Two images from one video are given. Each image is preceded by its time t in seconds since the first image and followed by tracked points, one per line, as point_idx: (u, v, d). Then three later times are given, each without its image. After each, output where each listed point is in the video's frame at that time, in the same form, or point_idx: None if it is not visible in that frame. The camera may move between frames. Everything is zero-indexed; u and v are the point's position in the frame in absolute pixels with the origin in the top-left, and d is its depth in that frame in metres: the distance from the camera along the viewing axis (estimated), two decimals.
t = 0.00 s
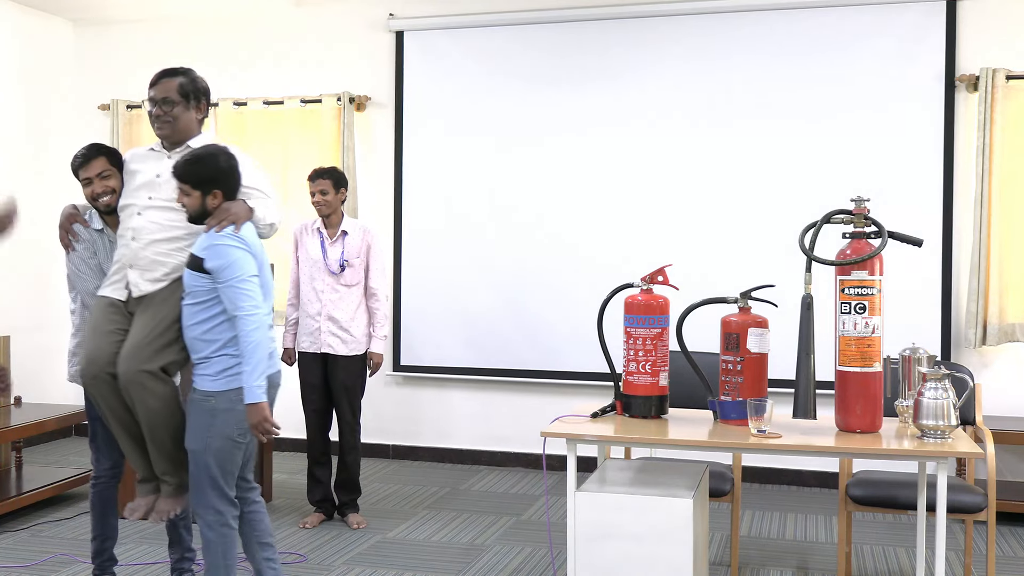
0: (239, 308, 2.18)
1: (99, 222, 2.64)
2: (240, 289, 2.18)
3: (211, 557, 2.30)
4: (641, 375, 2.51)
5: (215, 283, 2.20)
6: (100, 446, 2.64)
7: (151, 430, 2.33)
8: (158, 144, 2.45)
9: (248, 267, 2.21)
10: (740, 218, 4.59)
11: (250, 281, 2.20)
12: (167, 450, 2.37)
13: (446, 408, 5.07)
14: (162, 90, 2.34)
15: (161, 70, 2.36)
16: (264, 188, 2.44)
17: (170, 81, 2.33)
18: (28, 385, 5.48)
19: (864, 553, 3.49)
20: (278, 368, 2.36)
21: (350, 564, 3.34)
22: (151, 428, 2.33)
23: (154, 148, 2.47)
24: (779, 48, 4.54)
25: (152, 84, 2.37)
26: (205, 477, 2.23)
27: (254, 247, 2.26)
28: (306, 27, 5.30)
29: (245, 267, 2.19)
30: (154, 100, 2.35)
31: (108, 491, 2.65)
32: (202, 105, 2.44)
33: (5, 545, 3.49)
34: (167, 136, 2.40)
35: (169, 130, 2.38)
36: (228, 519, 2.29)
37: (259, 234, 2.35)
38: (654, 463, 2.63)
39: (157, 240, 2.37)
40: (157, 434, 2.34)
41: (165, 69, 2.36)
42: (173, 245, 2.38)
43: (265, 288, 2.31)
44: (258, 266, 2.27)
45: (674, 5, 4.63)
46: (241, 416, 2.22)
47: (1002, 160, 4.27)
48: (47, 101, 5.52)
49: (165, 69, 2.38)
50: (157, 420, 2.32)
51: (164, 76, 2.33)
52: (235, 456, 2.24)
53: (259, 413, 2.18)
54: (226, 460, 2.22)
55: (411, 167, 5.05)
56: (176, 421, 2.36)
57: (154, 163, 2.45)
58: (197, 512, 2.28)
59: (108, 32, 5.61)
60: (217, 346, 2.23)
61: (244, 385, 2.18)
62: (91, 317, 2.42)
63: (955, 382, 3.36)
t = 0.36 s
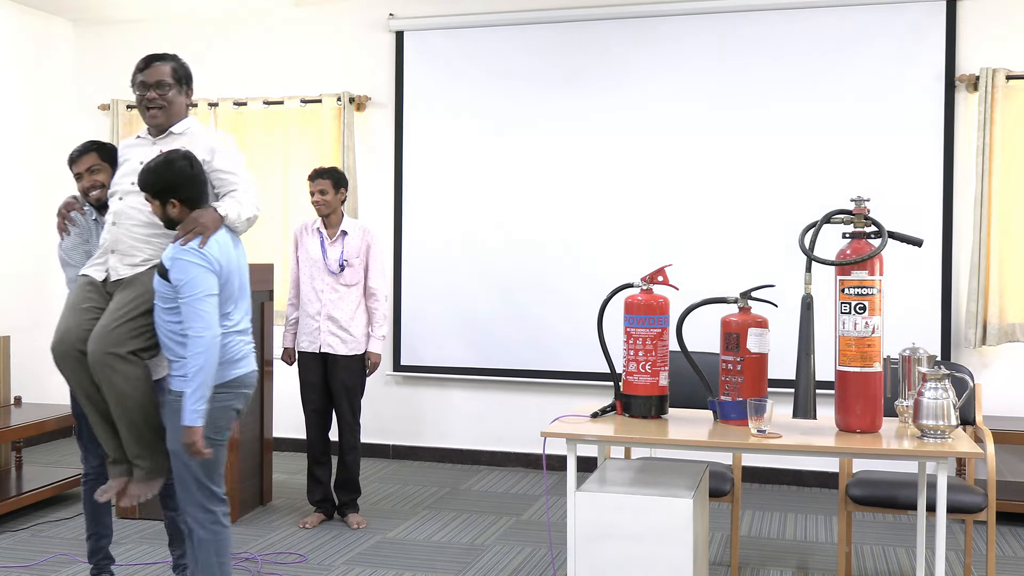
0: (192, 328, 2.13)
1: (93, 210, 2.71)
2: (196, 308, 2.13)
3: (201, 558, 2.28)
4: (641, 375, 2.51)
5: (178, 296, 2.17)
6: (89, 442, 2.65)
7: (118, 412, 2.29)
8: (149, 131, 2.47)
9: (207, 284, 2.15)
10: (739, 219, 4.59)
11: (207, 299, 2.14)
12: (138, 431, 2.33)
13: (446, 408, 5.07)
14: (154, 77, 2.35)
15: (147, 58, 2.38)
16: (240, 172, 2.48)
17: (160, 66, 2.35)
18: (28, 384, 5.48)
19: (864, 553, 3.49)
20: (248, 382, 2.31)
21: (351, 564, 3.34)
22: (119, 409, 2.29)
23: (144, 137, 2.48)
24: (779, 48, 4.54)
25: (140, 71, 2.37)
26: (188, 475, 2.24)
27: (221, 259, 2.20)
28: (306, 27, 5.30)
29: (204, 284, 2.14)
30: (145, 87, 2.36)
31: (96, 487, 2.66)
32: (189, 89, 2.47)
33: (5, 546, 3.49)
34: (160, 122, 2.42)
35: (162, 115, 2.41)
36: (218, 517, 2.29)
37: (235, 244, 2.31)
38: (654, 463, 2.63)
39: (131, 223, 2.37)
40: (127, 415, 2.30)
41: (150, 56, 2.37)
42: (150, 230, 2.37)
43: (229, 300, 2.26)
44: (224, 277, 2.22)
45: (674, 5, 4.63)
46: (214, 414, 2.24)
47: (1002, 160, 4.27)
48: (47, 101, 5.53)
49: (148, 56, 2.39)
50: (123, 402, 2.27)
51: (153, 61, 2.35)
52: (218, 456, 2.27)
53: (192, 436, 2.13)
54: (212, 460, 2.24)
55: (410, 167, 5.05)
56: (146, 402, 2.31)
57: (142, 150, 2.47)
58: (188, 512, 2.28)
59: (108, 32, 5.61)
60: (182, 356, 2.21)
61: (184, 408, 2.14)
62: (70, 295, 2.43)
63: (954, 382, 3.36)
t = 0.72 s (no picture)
0: (170, 330, 2.13)
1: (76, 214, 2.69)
2: (174, 309, 2.13)
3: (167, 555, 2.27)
4: (641, 375, 2.51)
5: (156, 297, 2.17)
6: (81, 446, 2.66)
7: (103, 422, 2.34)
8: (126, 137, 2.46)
9: (185, 285, 2.16)
10: (739, 219, 4.59)
11: (185, 300, 2.15)
12: (123, 440, 2.38)
13: (445, 408, 5.07)
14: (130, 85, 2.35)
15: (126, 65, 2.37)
16: (222, 184, 2.47)
17: (138, 74, 2.35)
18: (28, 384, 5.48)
19: (864, 553, 3.49)
20: (227, 382, 2.31)
21: (351, 564, 3.34)
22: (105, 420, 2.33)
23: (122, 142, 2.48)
24: (779, 48, 4.54)
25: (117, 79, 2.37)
26: (152, 474, 2.23)
27: (199, 260, 2.21)
28: (305, 27, 5.30)
29: (182, 285, 2.15)
30: (122, 95, 2.35)
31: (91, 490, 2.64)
32: (168, 97, 2.45)
33: (5, 545, 3.49)
34: (136, 127, 2.41)
35: (139, 122, 2.40)
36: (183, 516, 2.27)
37: (213, 246, 2.31)
38: (654, 463, 2.63)
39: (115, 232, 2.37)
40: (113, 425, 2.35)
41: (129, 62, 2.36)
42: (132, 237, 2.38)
43: (208, 301, 2.26)
44: (202, 278, 2.23)
45: (674, 5, 4.63)
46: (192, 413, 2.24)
47: (1003, 161, 4.27)
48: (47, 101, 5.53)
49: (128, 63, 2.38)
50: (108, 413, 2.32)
51: (131, 69, 2.34)
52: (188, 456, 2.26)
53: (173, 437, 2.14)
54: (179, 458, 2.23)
55: (409, 167, 5.05)
56: (129, 412, 2.35)
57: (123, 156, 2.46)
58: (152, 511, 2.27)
59: (108, 32, 5.61)
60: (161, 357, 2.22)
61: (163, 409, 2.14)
62: (53, 308, 2.46)
63: (954, 382, 3.36)
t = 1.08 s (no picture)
0: (134, 318, 2.14)
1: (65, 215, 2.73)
2: (138, 299, 2.14)
3: (140, 554, 2.31)
4: (641, 375, 2.51)
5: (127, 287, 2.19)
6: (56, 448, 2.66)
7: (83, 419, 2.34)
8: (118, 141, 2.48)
9: (152, 275, 2.16)
10: (739, 219, 4.59)
11: (150, 290, 2.15)
12: (101, 438, 2.38)
13: (444, 408, 5.07)
14: (123, 90, 2.36)
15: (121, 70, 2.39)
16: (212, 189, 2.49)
17: (130, 79, 2.36)
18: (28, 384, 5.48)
19: (863, 553, 3.49)
20: (198, 379, 2.29)
21: (351, 565, 3.34)
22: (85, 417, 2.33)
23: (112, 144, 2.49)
24: (779, 48, 4.54)
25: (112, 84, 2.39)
26: (131, 473, 2.27)
27: (170, 253, 2.22)
28: (305, 27, 5.30)
29: (149, 275, 2.15)
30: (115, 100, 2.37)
31: (61, 492, 2.69)
32: (162, 104, 2.46)
33: (4, 545, 3.49)
34: (127, 131, 2.42)
35: (129, 126, 2.41)
36: (159, 517, 2.30)
37: (189, 241, 2.32)
38: (654, 463, 2.63)
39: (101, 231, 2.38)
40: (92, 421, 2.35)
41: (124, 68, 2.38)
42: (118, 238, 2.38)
43: (181, 296, 2.26)
44: (174, 272, 2.23)
45: (674, 5, 4.63)
46: (160, 410, 2.23)
47: (1003, 161, 4.27)
48: (48, 100, 5.52)
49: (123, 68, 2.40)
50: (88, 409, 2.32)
51: (123, 74, 2.36)
52: (163, 455, 2.28)
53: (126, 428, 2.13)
54: (154, 456, 2.26)
55: (409, 167, 5.05)
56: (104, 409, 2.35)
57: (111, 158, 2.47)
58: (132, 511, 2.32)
59: (108, 32, 5.61)
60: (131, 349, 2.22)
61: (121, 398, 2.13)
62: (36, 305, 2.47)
63: (955, 382, 3.36)
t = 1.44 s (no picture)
0: (135, 311, 2.14)
1: (40, 212, 2.70)
2: (139, 292, 2.14)
3: (145, 556, 2.30)
4: (641, 375, 2.51)
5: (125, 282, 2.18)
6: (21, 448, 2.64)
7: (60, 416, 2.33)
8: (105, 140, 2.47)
9: (153, 268, 2.17)
10: (739, 219, 4.59)
11: (151, 283, 2.16)
12: (75, 437, 2.37)
13: (444, 408, 5.07)
14: (117, 91, 2.36)
15: (116, 70, 2.39)
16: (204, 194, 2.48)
17: (124, 80, 2.36)
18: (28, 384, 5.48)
19: (863, 553, 3.49)
20: (194, 376, 2.30)
21: (351, 564, 3.34)
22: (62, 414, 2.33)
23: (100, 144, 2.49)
24: (778, 48, 4.54)
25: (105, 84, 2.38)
26: (134, 473, 2.26)
27: (168, 247, 2.23)
28: (305, 27, 5.30)
29: (149, 268, 2.16)
30: (107, 99, 2.37)
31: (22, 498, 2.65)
32: (155, 107, 2.46)
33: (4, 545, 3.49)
34: (117, 132, 2.41)
35: (119, 127, 2.40)
36: (164, 517, 2.30)
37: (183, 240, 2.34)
38: (654, 463, 2.63)
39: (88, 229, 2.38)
40: (68, 419, 2.34)
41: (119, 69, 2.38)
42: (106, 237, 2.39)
43: (178, 291, 2.27)
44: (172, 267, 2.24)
45: (674, 5, 4.63)
46: (161, 406, 2.24)
47: (1003, 161, 4.27)
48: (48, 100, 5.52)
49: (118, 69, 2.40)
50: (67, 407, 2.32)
51: (118, 75, 2.36)
52: (166, 453, 2.28)
53: (128, 420, 2.12)
54: (157, 454, 2.25)
55: (409, 167, 5.05)
56: (84, 408, 2.36)
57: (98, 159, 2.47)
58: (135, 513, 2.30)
59: (108, 32, 5.61)
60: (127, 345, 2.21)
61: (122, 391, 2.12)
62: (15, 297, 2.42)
63: (955, 382, 3.36)
